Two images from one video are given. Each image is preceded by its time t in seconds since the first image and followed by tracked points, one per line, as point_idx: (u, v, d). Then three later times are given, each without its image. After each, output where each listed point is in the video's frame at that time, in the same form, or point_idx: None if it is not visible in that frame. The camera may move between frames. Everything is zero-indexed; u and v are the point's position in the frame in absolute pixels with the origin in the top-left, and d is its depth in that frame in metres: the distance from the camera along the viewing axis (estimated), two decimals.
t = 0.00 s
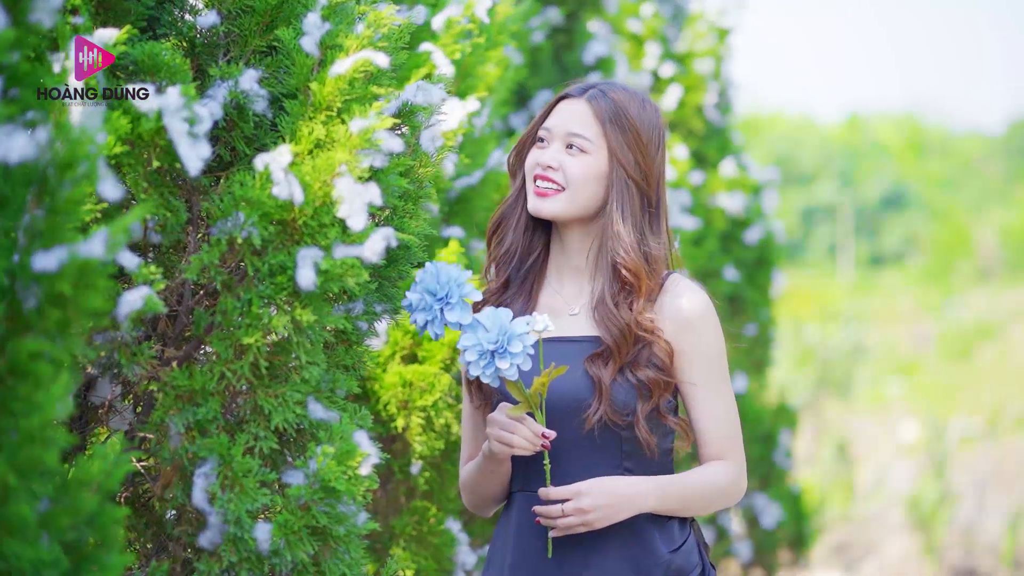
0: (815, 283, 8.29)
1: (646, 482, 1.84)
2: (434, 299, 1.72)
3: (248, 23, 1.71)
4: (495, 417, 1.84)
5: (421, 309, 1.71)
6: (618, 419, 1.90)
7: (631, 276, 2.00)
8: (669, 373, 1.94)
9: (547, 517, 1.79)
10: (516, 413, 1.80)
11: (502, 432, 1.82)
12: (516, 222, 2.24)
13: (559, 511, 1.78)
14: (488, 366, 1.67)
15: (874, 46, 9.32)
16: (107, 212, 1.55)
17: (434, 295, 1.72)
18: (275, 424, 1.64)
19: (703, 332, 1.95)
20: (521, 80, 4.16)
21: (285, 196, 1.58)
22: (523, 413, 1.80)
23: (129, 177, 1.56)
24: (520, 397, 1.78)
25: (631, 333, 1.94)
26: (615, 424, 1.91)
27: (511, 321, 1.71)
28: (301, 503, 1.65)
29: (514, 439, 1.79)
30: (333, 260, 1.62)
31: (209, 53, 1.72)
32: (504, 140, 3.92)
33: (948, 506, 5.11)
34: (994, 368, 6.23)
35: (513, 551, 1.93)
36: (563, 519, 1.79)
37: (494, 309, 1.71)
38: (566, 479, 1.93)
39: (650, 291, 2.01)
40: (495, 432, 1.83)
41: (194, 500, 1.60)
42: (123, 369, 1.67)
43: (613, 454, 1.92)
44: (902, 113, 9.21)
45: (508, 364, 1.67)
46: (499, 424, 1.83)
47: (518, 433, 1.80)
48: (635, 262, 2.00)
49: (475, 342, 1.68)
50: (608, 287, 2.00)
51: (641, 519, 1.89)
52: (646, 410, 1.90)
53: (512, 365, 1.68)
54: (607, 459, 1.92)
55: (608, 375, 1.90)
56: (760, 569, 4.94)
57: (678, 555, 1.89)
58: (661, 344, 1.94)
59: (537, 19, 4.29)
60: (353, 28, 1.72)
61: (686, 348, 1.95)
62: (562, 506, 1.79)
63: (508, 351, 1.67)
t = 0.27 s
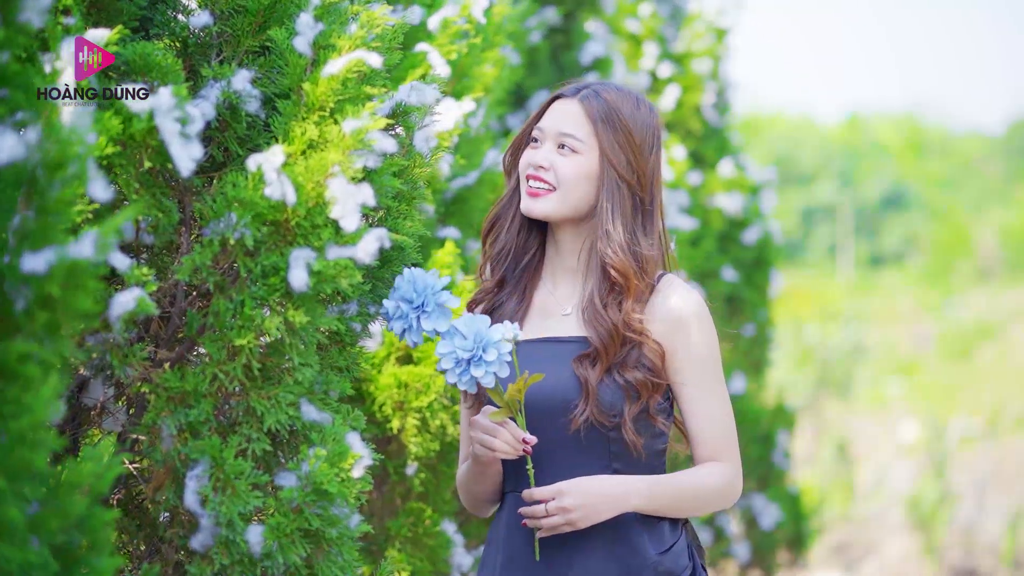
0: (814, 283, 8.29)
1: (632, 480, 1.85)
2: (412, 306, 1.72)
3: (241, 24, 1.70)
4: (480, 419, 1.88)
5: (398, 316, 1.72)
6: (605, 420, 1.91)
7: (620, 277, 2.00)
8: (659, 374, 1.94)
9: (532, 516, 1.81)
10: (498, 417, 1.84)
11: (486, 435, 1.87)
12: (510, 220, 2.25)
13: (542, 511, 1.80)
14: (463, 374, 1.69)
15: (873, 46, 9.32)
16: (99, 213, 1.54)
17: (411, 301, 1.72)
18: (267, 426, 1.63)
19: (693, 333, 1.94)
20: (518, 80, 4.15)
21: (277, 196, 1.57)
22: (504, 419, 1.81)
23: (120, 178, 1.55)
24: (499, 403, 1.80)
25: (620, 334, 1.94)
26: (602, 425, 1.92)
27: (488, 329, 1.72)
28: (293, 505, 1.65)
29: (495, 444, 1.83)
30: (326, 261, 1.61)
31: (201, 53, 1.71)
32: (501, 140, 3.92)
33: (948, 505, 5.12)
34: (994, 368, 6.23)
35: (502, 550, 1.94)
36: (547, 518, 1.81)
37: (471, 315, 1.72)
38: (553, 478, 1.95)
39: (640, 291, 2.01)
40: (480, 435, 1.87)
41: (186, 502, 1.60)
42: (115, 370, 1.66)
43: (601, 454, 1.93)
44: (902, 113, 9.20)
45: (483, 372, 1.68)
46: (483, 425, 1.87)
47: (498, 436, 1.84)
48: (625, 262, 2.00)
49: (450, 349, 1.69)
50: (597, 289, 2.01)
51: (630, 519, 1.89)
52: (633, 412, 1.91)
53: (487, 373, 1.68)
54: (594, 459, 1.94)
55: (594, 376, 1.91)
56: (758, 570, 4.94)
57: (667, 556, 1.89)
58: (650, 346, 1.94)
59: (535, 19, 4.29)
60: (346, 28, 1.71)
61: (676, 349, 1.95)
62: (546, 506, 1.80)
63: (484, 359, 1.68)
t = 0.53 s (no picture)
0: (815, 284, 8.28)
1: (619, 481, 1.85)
2: (406, 298, 1.74)
3: (235, 24, 1.70)
4: (466, 422, 1.97)
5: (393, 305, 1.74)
6: (594, 421, 1.91)
7: (612, 277, 2.00)
8: (649, 376, 1.94)
9: (516, 517, 1.83)
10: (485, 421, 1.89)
11: (471, 437, 1.94)
12: (507, 221, 2.27)
13: (526, 512, 1.82)
14: (447, 370, 1.72)
15: (873, 46, 9.30)
16: (91, 215, 1.54)
17: (408, 294, 1.74)
18: (260, 427, 1.62)
19: (684, 334, 1.94)
20: (515, 80, 4.15)
21: (270, 197, 1.57)
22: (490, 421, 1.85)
23: (112, 178, 1.55)
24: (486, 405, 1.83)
25: (610, 335, 1.95)
26: (591, 427, 1.92)
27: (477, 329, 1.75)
28: (287, 507, 1.64)
29: (481, 448, 1.89)
30: (320, 262, 1.60)
31: (194, 53, 1.70)
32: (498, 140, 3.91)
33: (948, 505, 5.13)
34: (993, 368, 6.23)
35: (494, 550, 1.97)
36: (531, 518, 1.82)
37: (464, 315, 1.76)
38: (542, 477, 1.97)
39: (632, 292, 2.00)
40: (465, 437, 1.95)
41: (179, 503, 1.59)
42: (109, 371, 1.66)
43: (591, 455, 1.94)
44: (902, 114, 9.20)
45: (466, 372, 1.71)
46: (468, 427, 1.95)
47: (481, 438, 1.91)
48: (616, 263, 2.00)
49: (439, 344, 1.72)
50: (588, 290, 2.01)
51: (618, 521, 1.90)
52: (621, 414, 1.91)
53: (471, 373, 1.71)
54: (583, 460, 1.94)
55: (583, 377, 1.91)
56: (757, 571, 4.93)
57: (656, 558, 1.90)
58: (641, 347, 1.94)
59: (533, 20, 4.28)
60: (340, 28, 1.71)
61: (666, 350, 1.95)
62: (530, 507, 1.82)
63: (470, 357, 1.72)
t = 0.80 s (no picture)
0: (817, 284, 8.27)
1: (608, 480, 1.85)
2: (401, 300, 1.72)
3: (228, 23, 1.69)
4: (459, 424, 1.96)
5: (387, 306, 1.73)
6: (585, 421, 1.91)
7: (606, 277, 2.00)
8: (642, 376, 1.94)
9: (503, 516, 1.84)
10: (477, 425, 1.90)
11: (464, 440, 1.94)
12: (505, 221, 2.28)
13: (512, 511, 1.83)
14: (438, 374, 1.70)
15: (873, 47, 9.33)
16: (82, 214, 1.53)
17: (402, 296, 1.73)
18: (254, 428, 1.61)
19: (678, 335, 1.93)
20: (514, 80, 4.15)
21: (263, 197, 1.56)
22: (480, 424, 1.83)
23: (104, 178, 1.54)
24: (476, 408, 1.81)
25: (602, 335, 1.95)
26: (582, 427, 1.93)
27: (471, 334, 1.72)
28: (281, 507, 1.63)
29: (472, 451, 1.89)
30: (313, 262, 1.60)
31: (188, 52, 1.70)
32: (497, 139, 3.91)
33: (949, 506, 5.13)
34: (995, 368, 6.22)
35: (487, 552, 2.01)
36: (518, 517, 1.83)
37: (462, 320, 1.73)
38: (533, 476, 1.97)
39: (626, 292, 2.00)
40: (458, 439, 1.95)
41: (172, 504, 1.58)
42: (102, 371, 1.65)
43: (583, 454, 1.94)
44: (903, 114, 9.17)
45: (456, 377, 1.68)
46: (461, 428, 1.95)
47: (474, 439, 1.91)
48: (609, 263, 2.00)
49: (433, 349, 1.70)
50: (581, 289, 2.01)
51: (608, 521, 1.90)
52: (611, 414, 1.90)
53: (461, 379, 1.69)
54: (575, 460, 1.95)
55: (574, 377, 1.92)
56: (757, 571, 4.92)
57: (647, 558, 1.90)
58: (633, 348, 1.94)
59: (532, 19, 4.28)
60: (334, 27, 1.70)
61: (659, 350, 1.94)
62: (517, 505, 1.83)
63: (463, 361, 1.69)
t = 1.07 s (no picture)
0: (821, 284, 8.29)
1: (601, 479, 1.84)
2: (399, 302, 1.72)
3: (222, 21, 1.68)
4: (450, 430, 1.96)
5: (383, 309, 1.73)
6: (578, 421, 1.92)
7: (600, 276, 2.00)
8: (636, 375, 1.93)
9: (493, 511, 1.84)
10: (468, 431, 1.91)
11: (455, 445, 1.94)
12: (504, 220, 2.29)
13: (503, 506, 1.83)
14: (430, 378, 1.67)
15: (872, 46, 8.94)
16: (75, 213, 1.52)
17: (398, 299, 1.73)
18: (248, 428, 1.61)
19: (673, 333, 1.92)
20: (513, 79, 4.14)
21: (257, 195, 1.55)
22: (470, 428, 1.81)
23: (97, 177, 1.53)
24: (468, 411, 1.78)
25: (596, 334, 1.95)
26: (576, 426, 1.93)
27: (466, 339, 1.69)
28: (275, 508, 1.62)
29: (464, 457, 1.90)
30: (308, 261, 1.59)
31: (182, 50, 1.69)
32: (497, 138, 3.90)
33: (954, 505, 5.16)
34: (997, 368, 6.20)
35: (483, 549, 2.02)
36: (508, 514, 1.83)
37: (455, 325, 1.71)
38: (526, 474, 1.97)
39: (621, 291, 2.00)
40: (448, 445, 1.96)
41: (165, 505, 1.58)
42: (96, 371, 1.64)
43: (576, 455, 1.95)
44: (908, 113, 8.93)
45: (448, 382, 1.65)
46: (452, 434, 1.96)
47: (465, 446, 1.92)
48: (604, 261, 2.00)
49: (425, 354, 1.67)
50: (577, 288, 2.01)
51: (601, 519, 1.90)
52: (604, 415, 1.91)
53: (452, 384, 1.65)
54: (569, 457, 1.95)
55: (568, 376, 1.92)
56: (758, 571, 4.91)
57: (639, 559, 1.89)
58: (627, 347, 1.93)
59: (531, 18, 4.27)
60: (329, 26, 1.69)
61: (653, 349, 1.93)
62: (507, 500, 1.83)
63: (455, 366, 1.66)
